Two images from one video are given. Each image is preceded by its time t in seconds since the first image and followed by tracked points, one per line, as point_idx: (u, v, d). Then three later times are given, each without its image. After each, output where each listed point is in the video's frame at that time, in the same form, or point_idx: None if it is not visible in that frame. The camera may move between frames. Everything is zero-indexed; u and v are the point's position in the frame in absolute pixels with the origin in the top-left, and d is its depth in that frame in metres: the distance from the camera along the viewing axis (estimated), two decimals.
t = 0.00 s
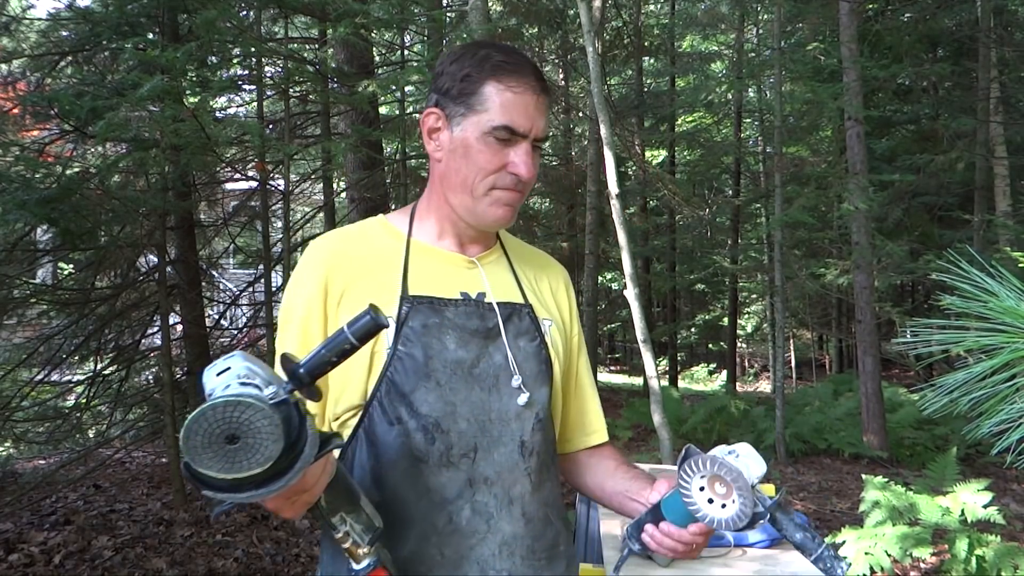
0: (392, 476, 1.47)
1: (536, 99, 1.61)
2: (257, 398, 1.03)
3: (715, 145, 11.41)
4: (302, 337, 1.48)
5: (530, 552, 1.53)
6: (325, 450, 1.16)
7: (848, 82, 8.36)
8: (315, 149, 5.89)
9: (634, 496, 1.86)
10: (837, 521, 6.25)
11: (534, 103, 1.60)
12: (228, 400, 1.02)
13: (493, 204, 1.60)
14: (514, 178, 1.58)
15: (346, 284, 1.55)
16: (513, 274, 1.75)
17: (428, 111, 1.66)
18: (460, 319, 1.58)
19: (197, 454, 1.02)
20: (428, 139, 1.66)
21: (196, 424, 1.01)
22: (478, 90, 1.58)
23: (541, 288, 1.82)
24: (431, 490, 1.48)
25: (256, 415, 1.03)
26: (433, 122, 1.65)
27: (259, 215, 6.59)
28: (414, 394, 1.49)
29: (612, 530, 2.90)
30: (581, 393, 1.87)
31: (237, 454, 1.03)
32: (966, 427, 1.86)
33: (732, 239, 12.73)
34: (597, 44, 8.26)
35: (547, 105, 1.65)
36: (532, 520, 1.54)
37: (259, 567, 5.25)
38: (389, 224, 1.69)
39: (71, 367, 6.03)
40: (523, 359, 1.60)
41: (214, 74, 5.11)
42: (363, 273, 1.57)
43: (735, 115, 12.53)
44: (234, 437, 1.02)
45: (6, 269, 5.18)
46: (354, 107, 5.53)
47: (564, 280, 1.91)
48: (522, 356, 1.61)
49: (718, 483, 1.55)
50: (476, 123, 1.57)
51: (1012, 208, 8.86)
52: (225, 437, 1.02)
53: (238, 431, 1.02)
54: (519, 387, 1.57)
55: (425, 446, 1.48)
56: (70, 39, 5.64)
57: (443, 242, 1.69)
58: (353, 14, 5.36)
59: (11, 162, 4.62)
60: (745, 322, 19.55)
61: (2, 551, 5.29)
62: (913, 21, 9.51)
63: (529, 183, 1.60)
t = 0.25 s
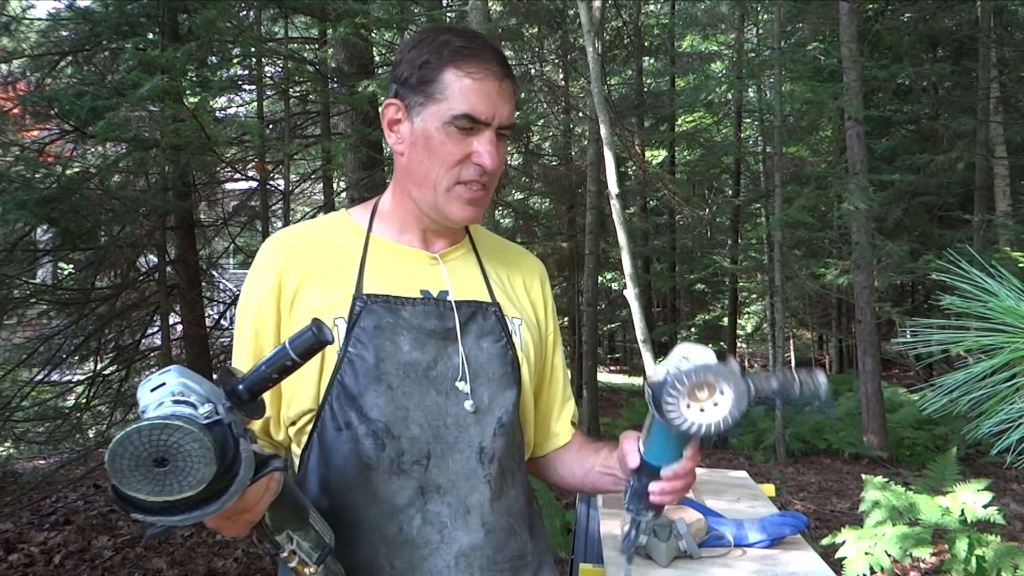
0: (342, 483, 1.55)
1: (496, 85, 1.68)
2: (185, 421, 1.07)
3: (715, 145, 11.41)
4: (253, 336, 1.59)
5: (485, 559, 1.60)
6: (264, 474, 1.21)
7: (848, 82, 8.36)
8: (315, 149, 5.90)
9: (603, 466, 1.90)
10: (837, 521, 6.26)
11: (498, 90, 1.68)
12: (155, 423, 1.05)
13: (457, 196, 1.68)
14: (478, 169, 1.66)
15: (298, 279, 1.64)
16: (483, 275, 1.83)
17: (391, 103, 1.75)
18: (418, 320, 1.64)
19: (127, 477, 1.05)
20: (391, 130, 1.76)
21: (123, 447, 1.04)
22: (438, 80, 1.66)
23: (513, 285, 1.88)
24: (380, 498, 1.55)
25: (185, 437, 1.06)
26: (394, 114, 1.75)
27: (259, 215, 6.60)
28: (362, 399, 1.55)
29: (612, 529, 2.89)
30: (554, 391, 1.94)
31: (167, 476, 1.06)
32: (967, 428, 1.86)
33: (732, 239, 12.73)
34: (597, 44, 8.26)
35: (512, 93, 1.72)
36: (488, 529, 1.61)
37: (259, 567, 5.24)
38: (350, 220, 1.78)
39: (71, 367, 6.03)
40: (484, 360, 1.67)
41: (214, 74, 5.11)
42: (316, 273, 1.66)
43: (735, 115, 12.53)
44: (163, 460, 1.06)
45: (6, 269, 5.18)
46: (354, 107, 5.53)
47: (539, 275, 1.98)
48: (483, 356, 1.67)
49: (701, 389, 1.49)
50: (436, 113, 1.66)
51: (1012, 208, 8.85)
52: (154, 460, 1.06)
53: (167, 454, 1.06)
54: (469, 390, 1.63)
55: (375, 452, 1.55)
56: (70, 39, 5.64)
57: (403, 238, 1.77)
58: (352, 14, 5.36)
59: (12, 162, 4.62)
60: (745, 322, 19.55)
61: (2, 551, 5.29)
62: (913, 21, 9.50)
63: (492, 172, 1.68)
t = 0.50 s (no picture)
0: (340, 484, 1.55)
1: (455, 61, 1.68)
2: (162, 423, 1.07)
3: (715, 145, 11.40)
4: (245, 339, 1.59)
5: (487, 558, 1.60)
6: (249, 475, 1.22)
7: (848, 82, 8.36)
8: (315, 149, 5.91)
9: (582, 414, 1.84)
10: (837, 521, 6.26)
11: (457, 66, 1.68)
12: (132, 425, 1.06)
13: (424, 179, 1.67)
14: (442, 149, 1.65)
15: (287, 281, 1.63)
16: (478, 269, 1.83)
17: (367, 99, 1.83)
18: (413, 315, 1.64)
19: (106, 482, 1.05)
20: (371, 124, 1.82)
21: (101, 450, 1.04)
22: (397, 66, 1.70)
23: (510, 279, 1.89)
24: (380, 497, 1.55)
25: (164, 440, 1.06)
26: (370, 110, 1.83)
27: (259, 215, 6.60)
28: (359, 397, 1.56)
29: (612, 528, 2.89)
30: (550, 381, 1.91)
31: (148, 481, 1.06)
32: (967, 428, 1.86)
33: (732, 239, 12.72)
34: (597, 44, 8.26)
35: (480, 74, 1.71)
36: (490, 528, 1.61)
37: (259, 567, 5.24)
38: (340, 220, 1.79)
39: (71, 367, 6.03)
40: (482, 354, 1.67)
41: (214, 75, 5.11)
42: (306, 271, 1.65)
43: (735, 115, 12.53)
44: (142, 464, 1.06)
45: (7, 269, 5.17)
46: (354, 108, 5.53)
47: (533, 264, 1.99)
48: (481, 351, 1.67)
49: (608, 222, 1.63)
50: (398, 98, 1.69)
51: (1012, 207, 8.85)
52: (133, 464, 1.06)
53: (146, 457, 1.06)
54: (466, 386, 1.63)
55: (373, 451, 1.55)
56: (70, 39, 5.64)
57: (393, 235, 1.77)
58: (352, 14, 5.36)
59: (12, 162, 4.62)
60: (745, 322, 19.54)
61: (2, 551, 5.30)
62: (913, 21, 9.50)
63: (459, 151, 1.66)
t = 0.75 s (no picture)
0: (336, 486, 1.55)
1: (457, 56, 1.69)
2: (179, 407, 1.09)
3: (715, 145, 11.40)
4: (235, 340, 1.55)
5: (487, 557, 1.60)
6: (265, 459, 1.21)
7: (848, 83, 8.36)
8: (315, 149, 5.91)
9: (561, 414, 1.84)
10: (837, 521, 6.27)
11: (459, 60, 1.68)
12: (147, 410, 1.07)
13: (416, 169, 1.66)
14: (438, 139, 1.65)
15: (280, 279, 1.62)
16: (470, 265, 1.84)
17: (366, 88, 1.83)
18: (406, 312, 1.65)
19: (119, 471, 1.06)
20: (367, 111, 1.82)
21: (114, 437, 1.05)
22: (400, 55, 1.70)
23: (501, 274, 1.89)
24: (377, 498, 1.55)
25: (179, 424, 1.08)
26: (366, 100, 1.83)
27: (259, 215, 6.61)
28: (353, 396, 1.55)
29: (612, 527, 2.89)
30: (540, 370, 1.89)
31: (162, 467, 1.07)
32: (967, 428, 1.86)
33: (732, 239, 12.74)
34: (598, 44, 8.25)
35: (481, 70, 1.72)
36: (489, 526, 1.61)
37: (259, 567, 5.24)
38: (327, 218, 1.78)
39: (71, 367, 6.03)
40: (477, 350, 1.67)
41: (215, 74, 5.11)
42: (297, 270, 1.65)
43: (735, 115, 12.53)
44: (156, 450, 1.07)
45: (7, 269, 5.17)
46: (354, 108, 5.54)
47: (523, 255, 2.00)
48: (476, 346, 1.68)
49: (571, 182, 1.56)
50: (398, 86, 1.69)
51: (1012, 207, 8.85)
52: (147, 451, 1.07)
53: (160, 443, 1.07)
54: (461, 384, 1.63)
55: (369, 451, 1.54)
56: (70, 40, 5.65)
57: (382, 232, 1.77)
58: (352, 14, 5.37)
59: (11, 162, 4.62)
60: (745, 322, 19.54)
61: (2, 551, 5.30)
62: (913, 21, 9.50)
63: (454, 144, 1.66)
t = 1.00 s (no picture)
0: (337, 495, 1.55)
1: (412, 42, 1.65)
2: (189, 430, 1.06)
3: (715, 145, 11.40)
4: (229, 350, 1.57)
5: (490, 566, 1.59)
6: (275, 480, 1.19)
7: (848, 82, 8.36)
8: (315, 149, 5.91)
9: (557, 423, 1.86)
10: (837, 521, 6.27)
11: (414, 46, 1.65)
12: (156, 434, 1.04)
13: (388, 166, 1.64)
14: (405, 133, 1.62)
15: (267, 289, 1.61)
16: (466, 264, 1.83)
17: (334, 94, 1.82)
18: (406, 316, 1.65)
19: (125, 496, 1.03)
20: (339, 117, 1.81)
21: (122, 463, 1.02)
22: (355, 54, 1.69)
23: (500, 273, 1.88)
24: (380, 507, 1.55)
25: (189, 449, 1.05)
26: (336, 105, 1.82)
27: (259, 215, 6.61)
28: (353, 405, 1.55)
29: (612, 528, 2.89)
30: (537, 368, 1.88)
31: (171, 492, 1.05)
32: (967, 428, 1.86)
33: (732, 239, 12.75)
34: (598, 44, 8.25)
35: (440, 52, 1.68)
36: (491, 533, 1.60)
37: (259, 567, 5.23)
38: (319, 219, 1.77)
39: (71, 367, 6.03)
40: (477, 354, 1.67)
41: (214, 75, 5.11)
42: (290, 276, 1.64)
43: (735, 115, 12.53)
44: (165, 475, 1.05)
45: (6, 269, 5.17)
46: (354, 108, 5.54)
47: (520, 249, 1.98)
48: (476, 350, 1.67)
49: (556, 209, 1.49)
50: (358, 85, 1.68)
51: (1012, 207, 8.85)
52: (156, 476, 1.04)
53: (169, 468, 1.05)
54: (461, 389, 1.63)
55: (369, 460, 1.55)
56: (70, 39, 5.65)
57: (376, 232, 1.76)
58: (352, 14, 5.37)
59: (11, 162, 4.63)
60: (745, 322, 19.55)
61: (2, 551, 5.31)
62: (913, 21, 9.50)
63: (420, 134, 1.63)
